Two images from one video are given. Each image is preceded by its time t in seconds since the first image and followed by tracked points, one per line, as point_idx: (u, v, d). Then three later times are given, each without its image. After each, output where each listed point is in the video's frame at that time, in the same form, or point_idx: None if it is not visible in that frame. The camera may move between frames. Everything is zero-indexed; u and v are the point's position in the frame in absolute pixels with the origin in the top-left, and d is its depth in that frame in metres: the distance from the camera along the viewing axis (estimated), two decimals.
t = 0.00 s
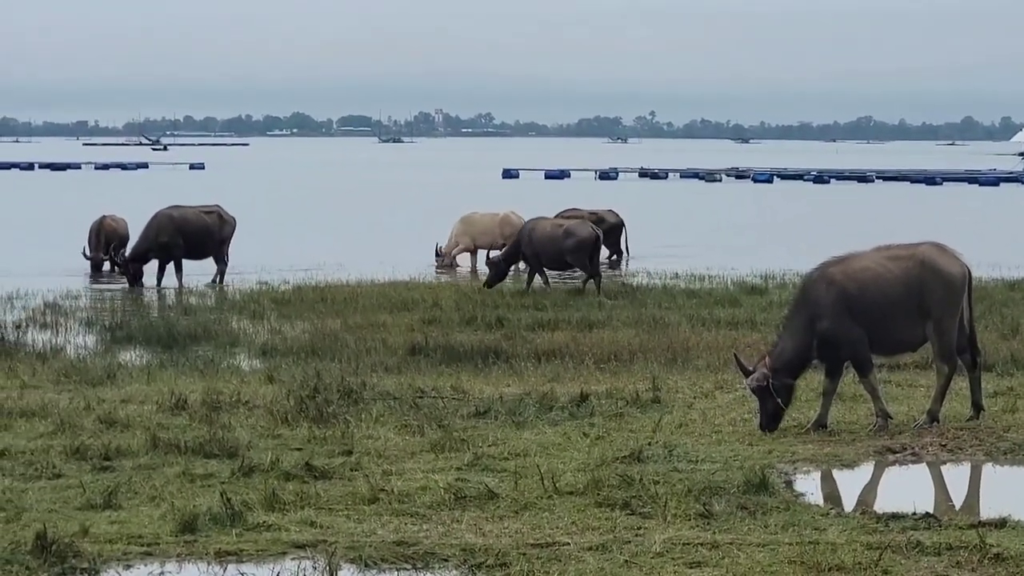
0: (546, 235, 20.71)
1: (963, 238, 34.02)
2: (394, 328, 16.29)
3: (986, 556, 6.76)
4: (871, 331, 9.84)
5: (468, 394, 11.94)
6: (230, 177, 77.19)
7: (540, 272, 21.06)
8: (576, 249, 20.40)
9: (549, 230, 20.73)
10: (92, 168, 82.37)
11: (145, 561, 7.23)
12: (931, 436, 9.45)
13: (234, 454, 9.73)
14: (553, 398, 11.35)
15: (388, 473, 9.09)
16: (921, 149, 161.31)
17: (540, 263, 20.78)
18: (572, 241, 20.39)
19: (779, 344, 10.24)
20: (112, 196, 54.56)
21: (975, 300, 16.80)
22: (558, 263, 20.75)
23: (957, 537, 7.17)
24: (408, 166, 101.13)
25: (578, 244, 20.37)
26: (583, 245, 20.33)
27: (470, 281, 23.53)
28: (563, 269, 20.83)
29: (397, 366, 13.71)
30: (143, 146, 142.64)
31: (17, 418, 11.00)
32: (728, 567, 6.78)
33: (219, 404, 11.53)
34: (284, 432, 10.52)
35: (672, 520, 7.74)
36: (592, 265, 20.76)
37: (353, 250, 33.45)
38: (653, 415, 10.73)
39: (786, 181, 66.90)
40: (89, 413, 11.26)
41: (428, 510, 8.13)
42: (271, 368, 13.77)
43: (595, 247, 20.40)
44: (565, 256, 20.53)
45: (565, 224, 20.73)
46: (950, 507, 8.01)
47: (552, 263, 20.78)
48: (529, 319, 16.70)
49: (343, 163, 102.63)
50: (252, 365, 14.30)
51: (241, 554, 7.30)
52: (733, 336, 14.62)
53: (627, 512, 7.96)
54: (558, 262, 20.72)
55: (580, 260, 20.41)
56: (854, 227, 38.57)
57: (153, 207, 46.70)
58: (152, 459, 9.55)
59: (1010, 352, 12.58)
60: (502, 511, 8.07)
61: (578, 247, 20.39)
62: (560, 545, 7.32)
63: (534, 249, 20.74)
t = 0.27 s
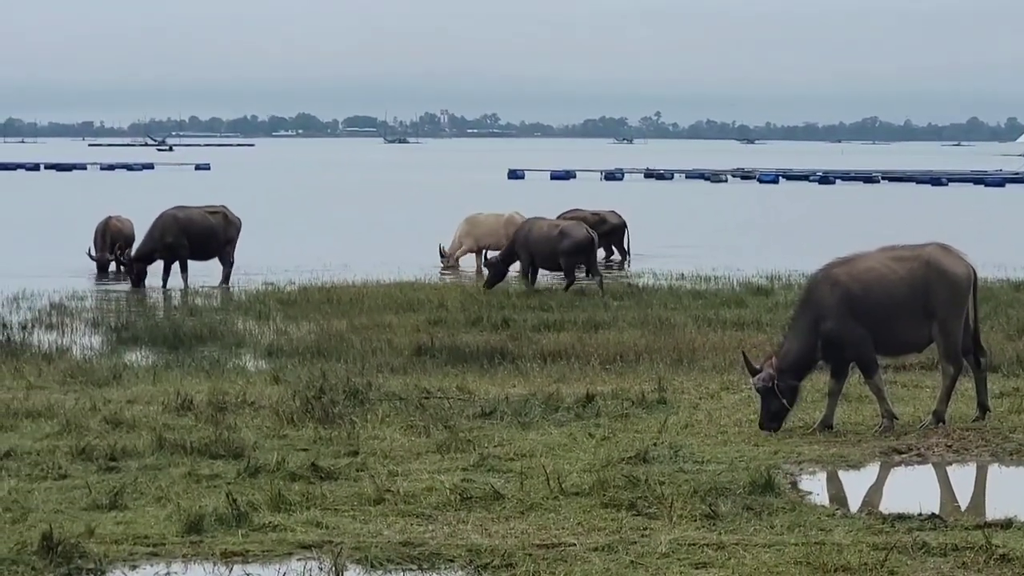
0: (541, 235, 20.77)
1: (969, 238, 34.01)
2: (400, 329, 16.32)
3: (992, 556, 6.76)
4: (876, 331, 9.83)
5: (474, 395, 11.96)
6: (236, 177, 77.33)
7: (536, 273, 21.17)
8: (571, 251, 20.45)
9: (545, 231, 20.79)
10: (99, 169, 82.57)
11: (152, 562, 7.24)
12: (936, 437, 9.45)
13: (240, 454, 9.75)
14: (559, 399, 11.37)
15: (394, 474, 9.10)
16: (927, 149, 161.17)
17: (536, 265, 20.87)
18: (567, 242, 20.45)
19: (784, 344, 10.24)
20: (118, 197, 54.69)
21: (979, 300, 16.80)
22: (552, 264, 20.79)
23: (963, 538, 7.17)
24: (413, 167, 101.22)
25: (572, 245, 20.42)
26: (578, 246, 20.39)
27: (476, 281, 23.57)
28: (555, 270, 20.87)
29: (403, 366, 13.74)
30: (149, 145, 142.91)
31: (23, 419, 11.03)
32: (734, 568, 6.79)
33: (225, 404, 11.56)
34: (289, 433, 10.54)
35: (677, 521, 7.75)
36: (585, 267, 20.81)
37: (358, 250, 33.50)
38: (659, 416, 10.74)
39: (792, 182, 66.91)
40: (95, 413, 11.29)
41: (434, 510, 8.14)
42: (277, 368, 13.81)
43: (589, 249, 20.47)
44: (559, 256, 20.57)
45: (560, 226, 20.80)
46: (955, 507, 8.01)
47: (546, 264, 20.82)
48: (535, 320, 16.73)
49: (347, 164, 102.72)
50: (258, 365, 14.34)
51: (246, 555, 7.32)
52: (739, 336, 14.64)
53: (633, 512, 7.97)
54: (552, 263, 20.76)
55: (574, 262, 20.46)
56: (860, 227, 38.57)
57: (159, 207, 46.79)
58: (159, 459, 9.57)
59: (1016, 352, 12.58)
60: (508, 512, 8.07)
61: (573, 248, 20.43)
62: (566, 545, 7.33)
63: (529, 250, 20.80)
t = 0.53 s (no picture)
0: (535, 235, 20.67)
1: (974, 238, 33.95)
2: (404, 328, 16.32)
3: (997, 556, 6.75)
4: (878, 331, 9.82)
5: (478, 394, 11.96)
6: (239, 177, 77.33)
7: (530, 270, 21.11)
8: (566, 249, 20.38)
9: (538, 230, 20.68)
10: (103, 169, 82.58)
11: (156, 561, 7.25)
12: (940, 436, 9.43)
13: (244, 454, 9.75)
14: (563, 398, 11.36)
15: (398, 474, 9.10)
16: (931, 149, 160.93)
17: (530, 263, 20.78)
18: (562, 241, 20.36)
19: (786, 344, 10.23)
20: (122, 196, 54.69)
21: (984, 300, 16.76)
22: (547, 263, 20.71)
23: (968, 537, 7.16)
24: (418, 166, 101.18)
25: (567, 243, 20.34)
26: (572, 244, 20.31)
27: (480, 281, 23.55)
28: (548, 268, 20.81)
29: (407, 365, 13.74)
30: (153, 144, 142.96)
31: (27, 419, 11.03)
32: (739, 567, 6.78)
33: (229, 404, 11.56)
34: (293, 432, 10.54)
35: (682, 520, 7.75)
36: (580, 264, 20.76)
37: (362, 250, 33.48)
38: (663, 415, 10.73)
39: (797, 181, 66.82)
40: (99, 413, 11.28)
41: (438, 510, 8.14)
42: (281, 368, 13.81)
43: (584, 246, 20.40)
44: (555, 255, 20.49)
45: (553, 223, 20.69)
46: (959, 506, 8.00)
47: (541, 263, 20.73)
48: (539, 319, 16.72)
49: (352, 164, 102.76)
50: (262, 365, 14.35)
51: (250, 554, 7.32)
52: (743, 336, 14.63)
53: (636, 512, 7.97)
54: (547, 262, 20.67)
55: (569, 260, 20.40)
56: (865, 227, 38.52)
57: (163, 207, 46.80)
58: (162, 459, 9.58)
59: (1020, 351, 12.56)
60: (512, 511, 8.07)
61: (569, 246, 20.36)
62: (570, 545, 7.33)
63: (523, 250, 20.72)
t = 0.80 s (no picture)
0: (525, 233, 20.70)
1: (978, 237, 33.90)
2: (407, 328, 16.30)
3: (1001, 556, 6.74)
4: (880, 331, 9.81)
5: (481, 394, 11.96)
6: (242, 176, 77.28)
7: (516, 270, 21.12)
8: (559, 246, 20.62)
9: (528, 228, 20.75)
10: (106, 168, 82.51)
11: (160, 561, 7.25)
12: (944, 435, 9.43)
13: (248, 454, 9.76)
14: (566, 398, 11.35)
15: (401, 473, 9.10)
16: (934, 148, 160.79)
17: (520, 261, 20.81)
18: (553, 238, 20.60)
19: (787, 344, 10.21)
20: (124, 195, 54.66)
21: (989, 299, 16.72)
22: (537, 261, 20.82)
23: (972, 537, 7.15)
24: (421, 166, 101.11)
25: (560, 240, 20.60)
26: (565, 240, 20.61)
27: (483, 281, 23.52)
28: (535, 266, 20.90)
29: (410, 365, 13.74)
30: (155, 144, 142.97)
31: (31, 419, 11.03)
32: (743, 567, 6.78)
33: (233, 404, 11.56)
34: (297, 432, 10.53)
35: (685, 520, 7.74)
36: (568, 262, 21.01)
37: (365, 249, 33.46)
38: (667, 415, 10.72)
39: (800, 180, 66.73)
40: (103, 413, 11.28)
41: (442, 510, 8.14)
42: (284, 367, 13.80)
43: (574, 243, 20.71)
44: (547, 252, 20.65)
45: (541, 221, 20.87)
46: (962, 506, 7.99)
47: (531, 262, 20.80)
48: (542, 319, 16.70)
49: (356, 163, 102.73)
50: (265, 364, 14.34)
51: (254, 554, 7.32)
52: (747, 335, 14.61)
53: (640, 512, 7.96)
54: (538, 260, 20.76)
55: (562, 257, 20.61)
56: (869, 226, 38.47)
57: (167, 207, 46.77)
58: (166, 459, 9.58)
59: None
60: (516, 511, 8.07)
61: (561, 243, 20.62)
62: (574, 545, 7.32)
63: (516, 250, 20.70)
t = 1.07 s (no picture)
0: (517, 233, 20.77)
1: (981, 237, 33.87)
2: (410, 328, 16.30)
3: (1003, 556, 6.74)
4: (880, 331, 9.81)
5: (484, 394, 11.96)
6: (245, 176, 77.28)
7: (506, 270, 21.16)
8: (553, 246, 20.66)
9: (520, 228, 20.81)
10: (108, 168, 82.51)
11: (162, 561, 7.26)
12: (947, 436, 9.42)
13: (250, 454, 9.76)
14: (569, 398, 11.36)
15: (403, 473, 9.10)
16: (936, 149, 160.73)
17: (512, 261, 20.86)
18: (546, 239, 20.65)
19: (786, 343, 10.22)
20: (126, 196, 54.65)
21: (991, 299, 16.71)
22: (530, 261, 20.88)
23: (974, 537, 7.15)
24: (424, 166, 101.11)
25: (553, 241, 20.65)
26: (559, 241, 20.66)
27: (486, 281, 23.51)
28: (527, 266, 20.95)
29: (412, 365, 13.75)
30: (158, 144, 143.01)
31: (34, 419, 11.04)
32: (745, 567, 6.78)
33: (235, 404, 11.57)
34: (299, 432, 10.54)
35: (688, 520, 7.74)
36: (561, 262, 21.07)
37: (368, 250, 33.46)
38: (669, 415, 10.72)
39: (803, 181, 66.65)
40: (105, 413, 11.29)
41: (444, 509, 8.14)
42: (287, 368, 13.81)
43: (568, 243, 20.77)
44: (541, 252, 20.71)
45: (533, 222, 20.92)
46: (964, 506, 7.99)
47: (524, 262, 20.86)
48: (545, 319, 16.69)
49: (359, 164, 102.70)
50: (268, 364, 14.35)
51: (256, 554, 7.32)
52: (749, 336, 14.60)
53: (643, 512, 7.96)
54: (530, 260, 20.83)
55: (556, 256, 20.67)
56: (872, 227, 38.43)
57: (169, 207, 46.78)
58: (169, 459, 9.59)
59: None
60: (518, 511, 8.07)
61: (554, 244, 20.68)
62: (576, 545, 7.33)
63: (511, 251, 20.68)
